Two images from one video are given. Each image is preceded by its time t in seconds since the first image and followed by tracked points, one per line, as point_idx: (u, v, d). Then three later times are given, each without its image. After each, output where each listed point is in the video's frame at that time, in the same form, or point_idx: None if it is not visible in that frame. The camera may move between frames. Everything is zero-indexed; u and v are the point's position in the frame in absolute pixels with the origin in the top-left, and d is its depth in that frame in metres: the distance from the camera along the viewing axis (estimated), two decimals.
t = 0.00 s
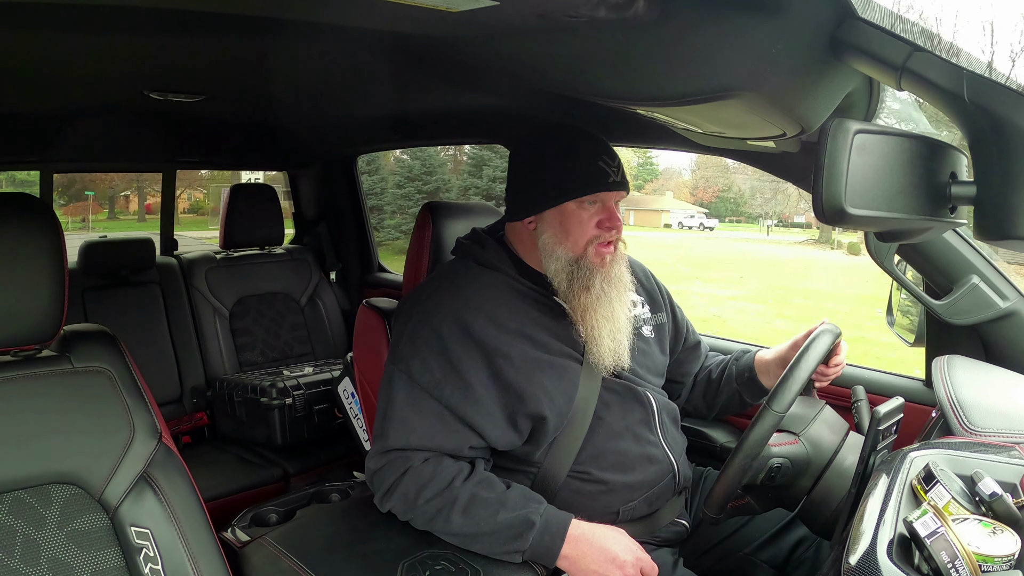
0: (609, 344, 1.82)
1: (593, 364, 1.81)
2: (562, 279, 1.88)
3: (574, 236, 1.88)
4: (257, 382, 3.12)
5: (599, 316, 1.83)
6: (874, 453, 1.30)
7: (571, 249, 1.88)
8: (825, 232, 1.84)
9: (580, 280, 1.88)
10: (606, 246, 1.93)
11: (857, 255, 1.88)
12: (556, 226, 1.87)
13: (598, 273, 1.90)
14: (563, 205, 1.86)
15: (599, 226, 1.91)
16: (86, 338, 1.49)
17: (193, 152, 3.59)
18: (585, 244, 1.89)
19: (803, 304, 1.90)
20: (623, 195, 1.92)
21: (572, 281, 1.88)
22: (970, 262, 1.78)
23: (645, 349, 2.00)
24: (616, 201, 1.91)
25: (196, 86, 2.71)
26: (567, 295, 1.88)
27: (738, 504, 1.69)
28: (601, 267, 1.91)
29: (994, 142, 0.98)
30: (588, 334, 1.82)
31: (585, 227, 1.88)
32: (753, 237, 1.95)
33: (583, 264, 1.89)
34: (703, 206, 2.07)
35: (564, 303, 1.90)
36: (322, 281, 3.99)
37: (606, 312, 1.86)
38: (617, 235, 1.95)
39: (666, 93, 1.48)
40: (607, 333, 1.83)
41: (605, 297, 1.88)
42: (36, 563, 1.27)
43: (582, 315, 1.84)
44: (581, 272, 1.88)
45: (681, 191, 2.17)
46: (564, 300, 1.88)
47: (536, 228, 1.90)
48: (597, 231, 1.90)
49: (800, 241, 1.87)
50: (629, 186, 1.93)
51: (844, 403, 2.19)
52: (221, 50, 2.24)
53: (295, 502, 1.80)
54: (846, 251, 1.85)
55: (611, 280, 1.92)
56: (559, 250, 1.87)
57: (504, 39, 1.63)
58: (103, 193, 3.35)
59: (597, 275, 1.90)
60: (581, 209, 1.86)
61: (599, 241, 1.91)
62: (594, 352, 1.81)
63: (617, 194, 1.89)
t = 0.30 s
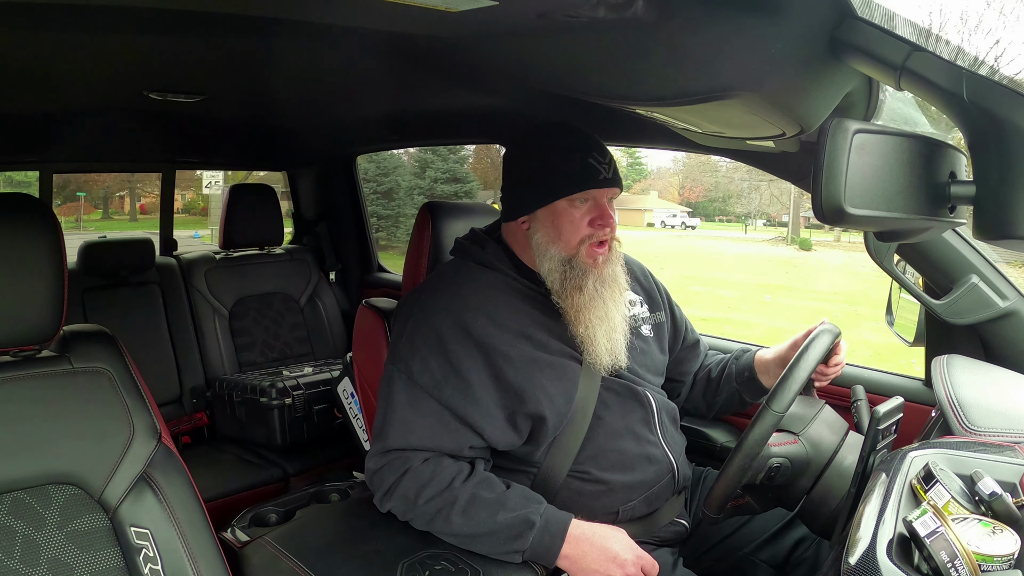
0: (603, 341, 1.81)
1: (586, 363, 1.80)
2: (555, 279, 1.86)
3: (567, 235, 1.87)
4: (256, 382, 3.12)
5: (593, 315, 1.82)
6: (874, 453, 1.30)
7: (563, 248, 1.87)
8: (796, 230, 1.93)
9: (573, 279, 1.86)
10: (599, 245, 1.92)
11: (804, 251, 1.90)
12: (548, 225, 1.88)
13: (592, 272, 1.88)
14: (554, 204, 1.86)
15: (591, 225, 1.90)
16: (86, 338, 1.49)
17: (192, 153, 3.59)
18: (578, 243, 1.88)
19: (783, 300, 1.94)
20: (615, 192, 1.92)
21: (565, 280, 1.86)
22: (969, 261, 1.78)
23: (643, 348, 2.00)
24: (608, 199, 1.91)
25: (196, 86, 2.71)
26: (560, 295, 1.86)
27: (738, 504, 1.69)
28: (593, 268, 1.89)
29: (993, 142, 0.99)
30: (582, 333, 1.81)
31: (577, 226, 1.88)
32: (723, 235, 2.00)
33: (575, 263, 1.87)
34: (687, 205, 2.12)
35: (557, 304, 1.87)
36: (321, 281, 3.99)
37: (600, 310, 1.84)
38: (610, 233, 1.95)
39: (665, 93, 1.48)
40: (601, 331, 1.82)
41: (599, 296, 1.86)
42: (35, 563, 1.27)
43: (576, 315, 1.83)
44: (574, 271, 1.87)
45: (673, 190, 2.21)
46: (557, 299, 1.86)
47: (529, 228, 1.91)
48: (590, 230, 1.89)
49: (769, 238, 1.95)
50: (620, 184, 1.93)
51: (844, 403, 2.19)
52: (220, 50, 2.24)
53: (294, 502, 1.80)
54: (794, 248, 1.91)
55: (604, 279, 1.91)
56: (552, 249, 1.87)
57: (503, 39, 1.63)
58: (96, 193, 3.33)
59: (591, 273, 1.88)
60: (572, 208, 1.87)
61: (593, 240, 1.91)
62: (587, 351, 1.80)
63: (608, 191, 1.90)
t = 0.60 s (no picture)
0: (584, 343, 1.78)
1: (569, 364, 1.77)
2: (537, 280, 1.87)
3: (547, 236, 1.88)
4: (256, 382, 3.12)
5: (571, 316, 1.81)
6: (874, 452, 1.30)
7: (543, 249, 1.88)
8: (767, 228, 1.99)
9: (553, 281, 1.87)
10: (581, 244, 1.92)
11: (760, 247, 1.98)
12: (529, 227, 1.89)
13: (573, 271, 1.88)
14: (532, 205, 1.88)
15: (571, 224, 1.90)
16: (85, 338, 1.49)
17: (191, 152, 3.59)
18: (558, 244, 1.89)
19: (768, 299, 1.94)
20: (598, 190, 1.91)
21: (547, 281, 1.87)
22: (968, 261, 1.78)
23: (642, 348, 1.99)
24: (589, 197, 1.90)
25: (196, 85, 2.71)
26: (540, 296, 1.87)
27: (738, 504, 1.69)
28: (575, 267, 1.89)
29: (993, 144, 0.99)
30: (561, 334, 1.80)
31: (557, 227, 1.89)
32: (706, 234, 2.04)
33: (556, 264, 1.88)
34: (673, 205, 2.16)
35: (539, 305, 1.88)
36: (321, 280, 3.99)
37: (581, 310, 1.83)
38: (596, 233, 1.94)
39: (665, 93, 1.48)
40: (582, 333, 1.80)
41: (580, 296, 1.86)
42: (34, 562, 1.27)
43: (555, 315, 1.83)
44: (554, 272, 1.87)
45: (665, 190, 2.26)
46: (536, 301, 1.87)
47: (513, 229, 1.93)
48: (569, 229, 1.89)
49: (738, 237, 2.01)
50: (605, 180, 1.93)
51: (843, 402, 2.20)
52: (220, 49, 2.24)
53: (293, 502, 1.80)
54: (748, 242, 1.99)
55: (584, 280, 1.90)
56: (533, 250, 1.88)
57: (503, 39, 1.63)
58: (91, 193, 3.30)
59: (571, 273, 1.88)
60: (551, 207, 1.87)
61: (573, 239, 1.90)
62: (569, 352, 1.77)
63: (590, 189, 1.88)
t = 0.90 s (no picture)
0: (589, 347, 1.78)
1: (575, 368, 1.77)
2: (540, 281, 1.86)
3: (550, 237, 1.87)
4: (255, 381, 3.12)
5: (578, 318, 1.82)
6: (874, 450, 1.31)
7: (547, 251, 1.87)
8: (740, 225, 2.00)
9: (556, 283, 1.87)
10: (584, 247, 1.92)
11: (723, 244, 2.01)
12: (532, 228, 1.88)
13: (576, 274, 1.88)
14: (536, 207, 1.86)
15: (575, 226, 1.89)
16: (85, 337, 1.49)
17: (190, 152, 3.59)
18: (561, 246, 1.88)
19: (757, 299, 1.96)
20: (601, 193, 1.91)
21: (550, 282, 1.87)
22: (968, 260, 1.78)
23: (641, 347, 1.99)
24: (592, 199, 1.90)
25: (195, 85, 2.71)
26: (544, 298, 1.86)
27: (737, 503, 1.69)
28: (577, 270, 1.89)
29: (992, 145, 0.98)
30: (567, 337, 1.81)
31: (561, 228, 1.88)
32: (684, 233, 2.07)
33: (559, 266, 1.87)
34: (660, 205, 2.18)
35: (542, 307, 1.88)
36: (320, 280, 3.99)
37: (585, 313, 1.84)
38: (597, 235, 1.94)
39: (664, 91, 1.48)
40: (588, 335, 1.81)
41: (583, 300, 1.86)
42: (34, 562, 1.27)
43: (559, 318, 1.83)
44: (558, 274, 1.87)
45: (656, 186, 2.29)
46: (541, 303, 1.86)
47: (515, 230, 1.91)
48: (574, 231, 1.88)
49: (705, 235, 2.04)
50: (608, 182, 1.93)
51: (842, 401, 2.20)
52: (219, 49, 2.24)
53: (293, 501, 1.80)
54: (712, 239, 2.03)
55: (588, 283, 1.90)
56: (536, 252, 1.87)
57: (502, 38, 1.63)
58: (85, 194, 3.27)
59: (575, 276, 1.88)
60: (555, 209, 1.86)
61: (576, 241, 1.90)
62: (576, 357, 1.77)
63: (594, 191, 1.89)
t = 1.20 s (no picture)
0: (601, 341, 1.81)
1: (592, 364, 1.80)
2: (548, 284, 1.86)
3: (554, 241, 1.87)
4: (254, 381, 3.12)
5: (591, 317, 1.83)
6: (874, 450, 1.31)
7: (551, 254, 1.87)
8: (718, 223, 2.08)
9: (564, 283, 1.86)
10: (587, 246, 1.92)
11: (684, 241, 2.13)
12: (535, 234, 1.87)
13: (583, 274, 1.89)
14: (538, 214, 1.85)
15: (577, 229, 1.90)
16: (84, 337, 1.49)
17: (188, 151, 3.58)
18: (565, 248, 1.88)
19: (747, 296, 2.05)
20: (602, 193, 1.91)
21: (558, 285, 1.86)
22: (967, 260, 1.78)
23: (639, 346, 1.99)
24: (593, 201, 1.89)
25: (194, 85, 2.71)
26: (553, 300, 1.86)
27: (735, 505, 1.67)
28: (584, 268, 1.90)
29: (991, 145, 0.99)
30: (579, 335, 1.82)
31: (564, 232, 1.88)
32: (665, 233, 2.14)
33: (565, 267, 1.87)
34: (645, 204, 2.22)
35: (552, 309, 1.88)
36: (319, 280, 3.99)
37: (595, 311, 1.85)
38: (599, 233, 1.94)
39: (664, 91, 1.48)
40: (597, 332, 1.82)
41: (593, 297, 1.87)
42: (33, 562, 1.27)
43: (572, 317, 1.83)
44: (564, 275, 1.87)
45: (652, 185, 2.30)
46: (551, 305, 1.86)
47: (516, 237, 1.90)
48: (578, 234, 1.89)
49: (668, 233, 2.14)
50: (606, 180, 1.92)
51: (841, 400, 2.20)
52: (218, 49, 2.23)
53: (293, 501, 1.80)
54: (674, 237, 2.13)
55: (595, 277, 1.91)
56: (541, 257, 1.86)
57: (501, 37, 1.63)
58: (79, 194, 3.27)
59: (582, 274, 1.88)
60: (557, 215, 1.86)
61: (580, 242, 1.90)
62: (588, 353, 1.80)
63: (594, 193, 1.88)
